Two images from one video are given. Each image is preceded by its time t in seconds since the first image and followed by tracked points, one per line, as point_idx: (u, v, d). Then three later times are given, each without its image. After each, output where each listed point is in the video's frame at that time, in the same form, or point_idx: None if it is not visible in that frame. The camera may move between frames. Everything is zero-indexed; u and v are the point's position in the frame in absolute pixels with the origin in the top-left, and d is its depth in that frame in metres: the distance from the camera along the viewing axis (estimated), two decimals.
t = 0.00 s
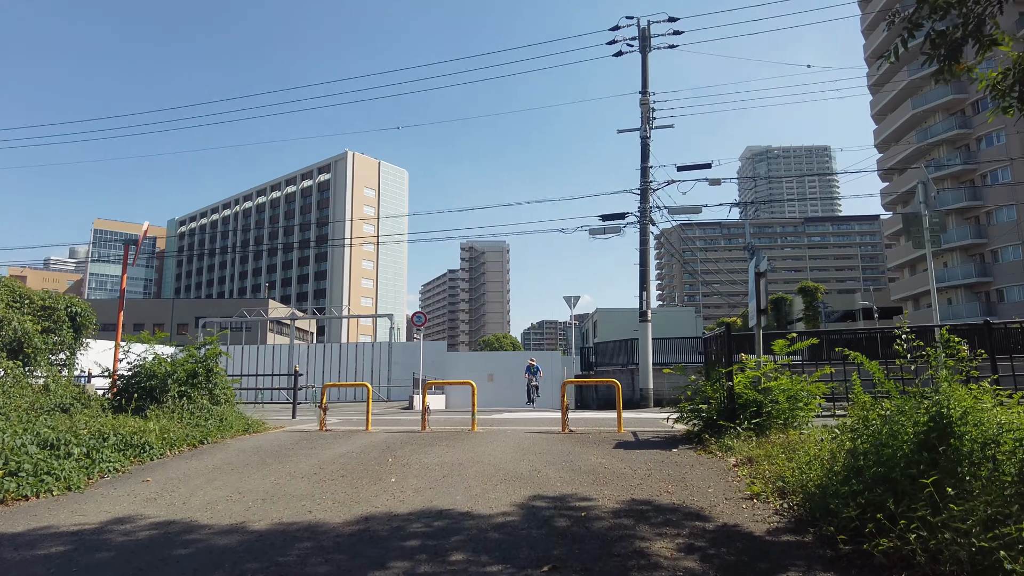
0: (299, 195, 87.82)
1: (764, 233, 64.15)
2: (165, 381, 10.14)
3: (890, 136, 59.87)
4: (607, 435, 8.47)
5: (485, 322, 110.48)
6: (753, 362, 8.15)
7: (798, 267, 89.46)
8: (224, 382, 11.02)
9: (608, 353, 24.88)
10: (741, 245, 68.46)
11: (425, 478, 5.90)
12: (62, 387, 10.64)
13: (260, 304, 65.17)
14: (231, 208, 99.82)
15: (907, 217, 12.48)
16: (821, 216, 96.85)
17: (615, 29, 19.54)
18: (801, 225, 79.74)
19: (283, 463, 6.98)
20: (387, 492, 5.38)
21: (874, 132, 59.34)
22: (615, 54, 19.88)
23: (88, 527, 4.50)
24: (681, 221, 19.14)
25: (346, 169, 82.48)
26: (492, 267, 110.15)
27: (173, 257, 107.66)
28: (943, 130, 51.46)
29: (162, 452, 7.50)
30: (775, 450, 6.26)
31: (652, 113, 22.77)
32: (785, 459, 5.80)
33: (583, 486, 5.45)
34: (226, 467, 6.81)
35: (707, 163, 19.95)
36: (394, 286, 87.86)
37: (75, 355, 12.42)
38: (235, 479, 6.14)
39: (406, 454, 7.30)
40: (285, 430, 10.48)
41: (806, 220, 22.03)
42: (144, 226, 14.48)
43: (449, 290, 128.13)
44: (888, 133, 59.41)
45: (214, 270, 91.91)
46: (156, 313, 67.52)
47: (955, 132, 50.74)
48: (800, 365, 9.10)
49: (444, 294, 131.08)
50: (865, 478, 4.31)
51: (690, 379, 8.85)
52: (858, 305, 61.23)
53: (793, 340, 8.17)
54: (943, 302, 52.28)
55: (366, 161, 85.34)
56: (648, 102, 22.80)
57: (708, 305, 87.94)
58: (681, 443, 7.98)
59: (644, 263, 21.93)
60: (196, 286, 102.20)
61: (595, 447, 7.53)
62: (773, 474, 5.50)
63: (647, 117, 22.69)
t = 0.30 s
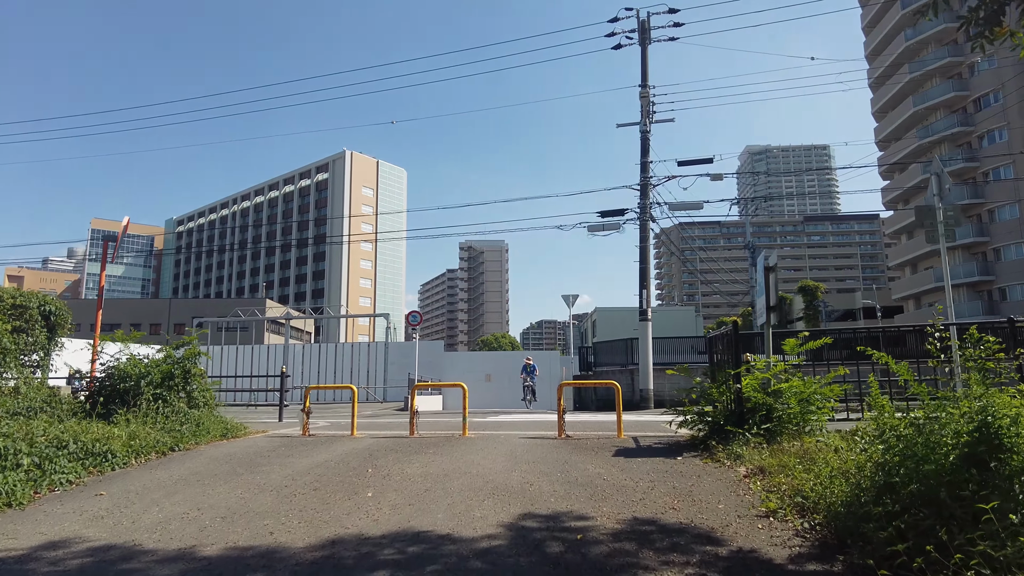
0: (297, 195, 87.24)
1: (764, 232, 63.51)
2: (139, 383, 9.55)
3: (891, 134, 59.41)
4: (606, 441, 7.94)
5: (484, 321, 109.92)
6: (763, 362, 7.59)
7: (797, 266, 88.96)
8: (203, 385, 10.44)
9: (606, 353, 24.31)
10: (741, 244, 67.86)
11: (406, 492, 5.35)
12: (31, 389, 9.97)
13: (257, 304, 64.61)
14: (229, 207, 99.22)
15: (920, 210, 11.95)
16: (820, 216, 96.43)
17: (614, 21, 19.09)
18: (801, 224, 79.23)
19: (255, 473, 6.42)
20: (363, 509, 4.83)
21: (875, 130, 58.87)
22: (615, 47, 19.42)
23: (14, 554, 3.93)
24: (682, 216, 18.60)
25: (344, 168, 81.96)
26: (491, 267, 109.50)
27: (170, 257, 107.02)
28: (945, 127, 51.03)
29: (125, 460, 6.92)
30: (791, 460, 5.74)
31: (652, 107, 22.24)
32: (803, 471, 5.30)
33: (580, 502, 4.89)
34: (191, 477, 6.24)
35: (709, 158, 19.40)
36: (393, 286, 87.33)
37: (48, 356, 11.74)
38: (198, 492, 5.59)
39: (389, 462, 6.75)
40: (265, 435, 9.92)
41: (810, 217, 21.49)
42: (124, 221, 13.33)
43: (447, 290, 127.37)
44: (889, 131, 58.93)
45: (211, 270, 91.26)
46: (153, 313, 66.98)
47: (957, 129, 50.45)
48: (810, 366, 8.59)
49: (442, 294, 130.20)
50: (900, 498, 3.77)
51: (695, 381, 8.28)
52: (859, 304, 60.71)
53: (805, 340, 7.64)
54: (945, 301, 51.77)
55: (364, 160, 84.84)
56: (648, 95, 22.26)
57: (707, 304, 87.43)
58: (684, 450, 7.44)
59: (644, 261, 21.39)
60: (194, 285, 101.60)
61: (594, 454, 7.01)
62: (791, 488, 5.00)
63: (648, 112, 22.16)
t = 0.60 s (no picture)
0: (295, 194, 86.69)
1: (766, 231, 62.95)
2: (113, 385, 8.99)
3: (893, 132, 58.92)
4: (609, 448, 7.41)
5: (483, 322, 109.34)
6: (778, 363, 7.08)
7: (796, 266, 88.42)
8: (182, 387, 9.89)
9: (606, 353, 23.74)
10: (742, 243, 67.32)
11: (387, 508, 4.81)
12: None
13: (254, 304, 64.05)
14: (227, 207, 98.66)
15: (934, 205, 11.40)
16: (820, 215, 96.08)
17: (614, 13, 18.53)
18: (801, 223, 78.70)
19: (227, 483, 5.88)
20: (337, 528, 4.29)
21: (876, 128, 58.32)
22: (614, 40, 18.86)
23: None
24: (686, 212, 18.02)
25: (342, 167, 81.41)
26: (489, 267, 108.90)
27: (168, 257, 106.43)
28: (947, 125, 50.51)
29: (87, 470, 6.39)
30: (812, 470, 5.23)
31: (653, 101, 21.69)
32: (830, 481, 4.79)
33: (581, 520, 4.37)
34: (155, 488, 5.68)
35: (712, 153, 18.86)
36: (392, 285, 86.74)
37: (22, 356, 11.17)
38: (158, 506, 5.05)
39: (374, 472, 6.21)
40: (248, 439, 9.37)
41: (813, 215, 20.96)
42: (105, 216, 12.69)
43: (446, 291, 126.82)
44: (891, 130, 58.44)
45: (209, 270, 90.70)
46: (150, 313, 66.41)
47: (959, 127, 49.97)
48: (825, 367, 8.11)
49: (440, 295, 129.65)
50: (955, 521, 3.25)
51: (704, 383, 7.76)
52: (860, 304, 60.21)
53: (824, 339, 7.14)
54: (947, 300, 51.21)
55: (362, 159, 84.31)
56: (649, 89, 21.73)
57: (707, 304, 86.89)
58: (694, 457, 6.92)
59: (645, 259, 20.82)
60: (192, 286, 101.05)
61: (597, 463, 6.48)
62: (816, 503, 4.48)
63: (649, 106, 21.61)
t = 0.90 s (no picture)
0: (294, 194, 86.13)
1: (767, 231, 62.38)
2: (82, 389, 8.42)
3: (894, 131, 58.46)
4: (613, 456, 6.90)
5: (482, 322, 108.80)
6: (797, 366, 6.53)
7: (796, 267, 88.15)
8: (161, 389, 9.32)
9: (607, 353, 23.16)
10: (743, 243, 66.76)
11: (366, 528, 4.28)
12: None
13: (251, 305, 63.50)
14: (225, 207, 98.12)
15: (955, 198, 10.94)
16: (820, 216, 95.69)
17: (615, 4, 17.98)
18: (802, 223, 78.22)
19: (193, 498, 5.34)
20: (309, 556, 3.77)
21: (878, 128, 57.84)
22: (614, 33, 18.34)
23: None
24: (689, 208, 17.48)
25: (341, 167, 80.85)
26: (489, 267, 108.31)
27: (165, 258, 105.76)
28: (950, 124, 50.04)
29: (43, 482, 5.87)
30: (841, 486, 4.70)
31: (655, 95, 21.16)
32: (866, 500, 4.26)
33: (583, 547, 3.85)
34: (113, 503, 5.14)
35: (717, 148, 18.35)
36: (391, 285, 86.21)
37: None
38: (113, 524, 4.48)
39: (358, 484, 5.68)
40: (229, 446, 8.83)
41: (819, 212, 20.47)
42: (84, 209, 11.86)
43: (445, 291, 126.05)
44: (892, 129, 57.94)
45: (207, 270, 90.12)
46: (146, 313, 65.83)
47: (961, 125, 49.49)
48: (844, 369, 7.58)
49: (439, 295, 129.13)
50: None
51: (714, 387, 7.25)
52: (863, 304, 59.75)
53: (844, 339, 6.65)
54: (949, 301, 50.72)
55: (361, 159, 83.78)
56: (652, 82, 21.21)
57: (707, 304, 86.44)
58: (705, 467, 6.39)
59: (647, 257, 20.29)
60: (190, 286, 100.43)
61: (602, 475, 5.96)
62: (853, 526, 3.95)
63: (651, 100, 21.08)
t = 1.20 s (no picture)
0: (293, 193, 85.65)
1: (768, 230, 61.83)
2: (48, 387, 7.85)
3: (896, 130, 57.98)
4: (617, 460, 6.39)
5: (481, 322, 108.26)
6: (818, 362, 6.02)
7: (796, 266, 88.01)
8: (139, 387, 8.75)
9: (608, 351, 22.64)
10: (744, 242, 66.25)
11: (340, 545, 3.76)
12: None
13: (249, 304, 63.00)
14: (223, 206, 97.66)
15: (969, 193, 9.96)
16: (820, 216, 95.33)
17: None
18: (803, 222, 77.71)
19: (154, 506, 4.82)
20: None
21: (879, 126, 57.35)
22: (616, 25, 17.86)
23: None
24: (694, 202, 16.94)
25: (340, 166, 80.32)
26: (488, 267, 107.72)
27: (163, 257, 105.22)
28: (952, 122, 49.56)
29: None
30: (877, 493, 4.20)
31: (658, 88, 20.66)
32: (912, 513, 3.75)
33: (587, 568, 3.34)
34: (61, 513, 4.61)
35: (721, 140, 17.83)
36: (390, 285, 85.63)
37: None
38: (55, 539, 3.97)
39: (338, 492, 5.17)
40: (207, 447, 8.29)
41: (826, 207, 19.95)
42: (64, 198, 11.30)
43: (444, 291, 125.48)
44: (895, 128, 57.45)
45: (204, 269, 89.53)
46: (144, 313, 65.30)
47: (964, 124, 49.02)
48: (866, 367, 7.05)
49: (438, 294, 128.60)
50: None
51: (727, 385, 6.73)
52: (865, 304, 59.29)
53: (868, 334, 6.14)
54: (952, 300, 50.24)
55: (360, 159, 83.27)
56: (654, 75, 20.72)
57: (707, 304, 85.96)
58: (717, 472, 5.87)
59: (649, 254, 19.77)
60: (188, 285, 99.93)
61: (605, 480, 5.47)
62: (900, 543, 3.45)
63: (653, 93, 20.58)
